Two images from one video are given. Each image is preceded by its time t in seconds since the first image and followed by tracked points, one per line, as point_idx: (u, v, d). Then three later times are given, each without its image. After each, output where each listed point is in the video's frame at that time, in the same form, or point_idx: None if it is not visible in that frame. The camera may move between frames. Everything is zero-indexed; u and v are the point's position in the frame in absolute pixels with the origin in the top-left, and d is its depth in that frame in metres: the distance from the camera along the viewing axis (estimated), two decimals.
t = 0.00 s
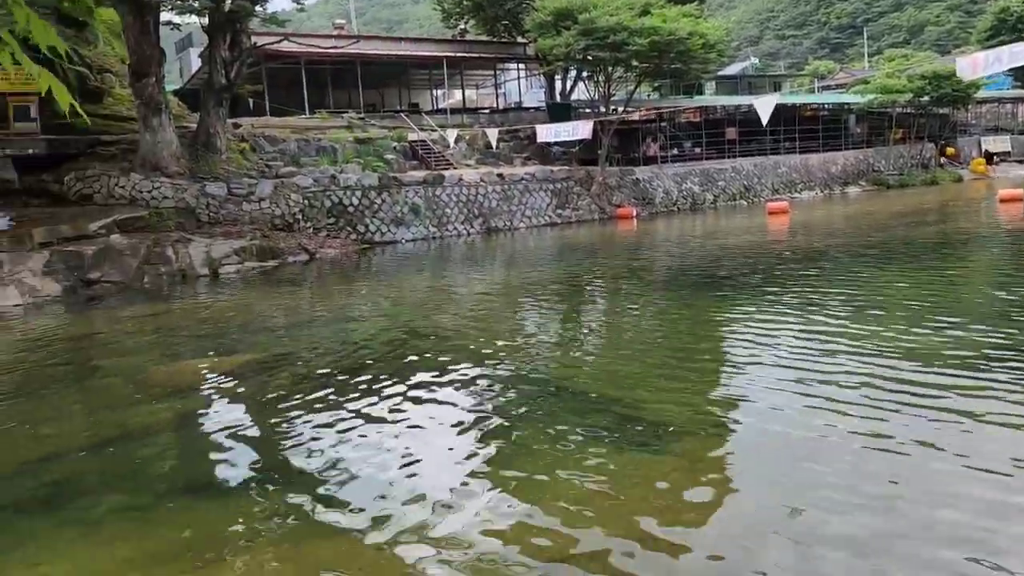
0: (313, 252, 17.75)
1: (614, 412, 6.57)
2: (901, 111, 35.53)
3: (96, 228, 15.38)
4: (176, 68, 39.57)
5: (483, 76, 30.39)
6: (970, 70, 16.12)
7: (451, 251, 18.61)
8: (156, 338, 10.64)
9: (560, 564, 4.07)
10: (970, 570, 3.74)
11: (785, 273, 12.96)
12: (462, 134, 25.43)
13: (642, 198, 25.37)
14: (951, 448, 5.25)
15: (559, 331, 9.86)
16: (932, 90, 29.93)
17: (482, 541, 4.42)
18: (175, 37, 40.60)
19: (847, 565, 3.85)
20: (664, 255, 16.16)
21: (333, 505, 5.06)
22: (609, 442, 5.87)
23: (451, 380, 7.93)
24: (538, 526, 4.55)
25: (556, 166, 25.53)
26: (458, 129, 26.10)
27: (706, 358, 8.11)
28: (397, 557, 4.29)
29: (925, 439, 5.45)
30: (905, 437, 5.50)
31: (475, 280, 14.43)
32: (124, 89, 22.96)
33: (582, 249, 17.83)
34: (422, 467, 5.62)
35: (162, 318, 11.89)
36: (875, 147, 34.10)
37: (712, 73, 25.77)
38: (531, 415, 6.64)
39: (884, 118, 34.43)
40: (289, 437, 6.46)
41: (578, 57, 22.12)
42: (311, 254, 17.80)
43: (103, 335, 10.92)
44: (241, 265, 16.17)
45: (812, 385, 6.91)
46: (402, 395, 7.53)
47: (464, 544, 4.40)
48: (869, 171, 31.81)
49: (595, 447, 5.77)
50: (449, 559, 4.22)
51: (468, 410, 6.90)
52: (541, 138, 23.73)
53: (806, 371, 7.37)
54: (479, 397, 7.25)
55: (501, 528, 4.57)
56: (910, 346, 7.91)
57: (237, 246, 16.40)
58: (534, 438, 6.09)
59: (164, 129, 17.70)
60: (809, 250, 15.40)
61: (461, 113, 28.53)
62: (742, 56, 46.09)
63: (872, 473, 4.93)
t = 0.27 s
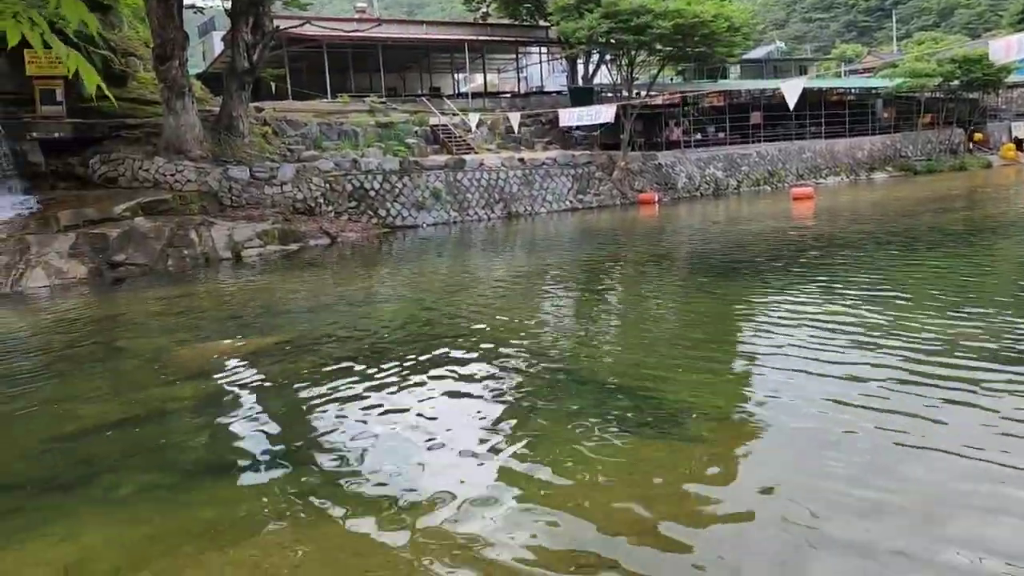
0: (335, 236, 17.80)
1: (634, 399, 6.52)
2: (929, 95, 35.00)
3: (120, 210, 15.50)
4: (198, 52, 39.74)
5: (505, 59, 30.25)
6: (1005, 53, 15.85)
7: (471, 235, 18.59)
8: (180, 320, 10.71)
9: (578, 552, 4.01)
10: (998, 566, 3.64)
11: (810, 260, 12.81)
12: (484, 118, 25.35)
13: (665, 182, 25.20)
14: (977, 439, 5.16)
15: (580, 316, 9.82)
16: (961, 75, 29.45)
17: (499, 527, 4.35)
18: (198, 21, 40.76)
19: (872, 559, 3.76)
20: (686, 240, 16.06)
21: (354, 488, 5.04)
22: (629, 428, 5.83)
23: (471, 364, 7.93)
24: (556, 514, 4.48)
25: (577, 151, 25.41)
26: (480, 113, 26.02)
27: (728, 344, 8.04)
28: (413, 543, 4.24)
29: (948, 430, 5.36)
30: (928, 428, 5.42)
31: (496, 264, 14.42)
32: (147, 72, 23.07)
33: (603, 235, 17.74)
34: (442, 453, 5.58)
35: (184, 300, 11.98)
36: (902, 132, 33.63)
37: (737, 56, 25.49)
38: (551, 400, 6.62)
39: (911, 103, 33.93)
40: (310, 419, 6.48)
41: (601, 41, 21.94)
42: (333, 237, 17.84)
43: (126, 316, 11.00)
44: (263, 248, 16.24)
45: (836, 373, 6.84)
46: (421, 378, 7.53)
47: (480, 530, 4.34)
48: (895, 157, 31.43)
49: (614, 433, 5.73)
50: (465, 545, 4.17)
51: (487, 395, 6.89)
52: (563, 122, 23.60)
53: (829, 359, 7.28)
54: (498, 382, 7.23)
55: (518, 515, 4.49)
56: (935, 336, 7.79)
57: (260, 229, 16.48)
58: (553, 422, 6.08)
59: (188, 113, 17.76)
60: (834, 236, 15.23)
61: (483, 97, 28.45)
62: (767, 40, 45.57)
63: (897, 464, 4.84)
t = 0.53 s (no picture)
0: (347, 222, 17.82)
1: (646, 386, 6.53)
2: (946, 82, 34.64)
3: (134, 195, 15.57)
4: (211, 35, 39.73)
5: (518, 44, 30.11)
6: None
7: (483, 221, 18.59)
8: (193, 304, 10.77)
9: (584, 547, 3.98)
10: (1010, 571, 3.58)
11: (824, 248, 12.75)
12: (496, 104, 25.27)
13: (678, 169, 25.09)
14: (988, 431, 5.16)
15: (592, 302, 9.82)
16: (980, 61, 29.10)
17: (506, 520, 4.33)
18: (212, 5, 40.74)
19: (880, 562, 3.72)
20: (699, 227, 16.00)
21: (367, 473, 5.09)
22: (641, 415, 5.85)
23: (482, 349, 7.95)
24: (565, 507, 4.44)
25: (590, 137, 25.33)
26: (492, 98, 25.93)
27: (740, 332, 8.03)
28: (421, 534, 4.24)
29: (960, 421, 5.36)
30: (939, 419, 5.42)
31: (509, 250, 14.41)
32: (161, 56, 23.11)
33: (615, 221, 17.69)
34: (451, 441, 5.56)
35: (198, 285, 12.05)
36: (919, 119, 33.31)
37: (752, 42, 25.27)
38: (563, 387, 6.64)
39: (928, 89, 33.60)
40: (323, 403, 6.53)
41: (614, 26, 21.79)
42: (345, 223, 17.89)
43: (140, 300, 11.07)
44: (276, 234, 16.28)
45: (850, 363, 6.80)
46: (433, 364, 7.57)
47: (487, 524, 4.31)
48: (912, 144, 31.16)
49: (625, 421, 5.74)
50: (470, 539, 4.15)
51: (499, 381, 6.92)
52: (576, 108, 23.51)
53: (841, 348, 7.27)
54: (510, 369, 7.25)
55: (526, 508, 4.46)
56: (948, 326, 7.76)
57: (272, 215, 16.51)
58: (564, 409, 6.10)
59: (200, 97, 17.79)
60: (848, 224, 15.14)
61: (495, 83, 28.36)
62: (783, 25, 45.14)
63: (910, 461, 4.78)
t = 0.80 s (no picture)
0: (359, 210, 17.89)
1: (655, 377, 6.57)
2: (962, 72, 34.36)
3: (146, 182, 15.68)
4: (224, 24, 39.79)
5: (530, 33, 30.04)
6: None
7: (495, 210, 18.64)
8: (205, 291, 10.86)
9: (589, 540, 3.97)
10: (1015, 560, 3.60)
11: (835, 239, 12.73)
12: (508, 93, 25.25)
13: (690, 159, 25.03)
14: (995, 422, 5.17)
15: (602, 292, 9.85)
16: (997, 51, 28.85)
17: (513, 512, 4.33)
18: None
19: (885, 555, 3.71)
20: (710, 217, 15.99)
21: (377, 460, 5.16)
22: (649, 405, 5.89)
23: (492, 339, 8.00)
24: (571, 499, 4.44)
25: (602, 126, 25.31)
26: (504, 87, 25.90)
27: (750, 323, 8.04)
28: (431, 519, 4.30)
29: (968, 412, 5.37)
30: (946, 409, 5.44)
31: (520, 239, 14.46)
32: (174, 44, 23.19)
33: (626, 211, 17.70)
34: (459, 432, 5.58)
35: (211, 272, 12.15)
36: (933, 110, 33.09)
37: (766, 31, 25.14)
38: (572, 377, 6.69)
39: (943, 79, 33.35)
40: (335, 391, 6.60)
41: (627, 15, 21.72)
42: (357, 211, 17.96)
43: (154, 287, 11.17)
44: (288, 222, 16.35)
45: (861, 355, 6.81)
46: (444, 352, 7.63)
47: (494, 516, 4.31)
48: (926, 135, 30.97)
49: (634, 411, 5.79)
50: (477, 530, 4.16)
51: (509, 370, 6.98)
52: (589, 97, 23.47)
53: (850, 339, 7.28)
54: (519, 358, 7.31)
55: (532, 500, 4.46)
56: (958, 318, 7.75)
57: (284, 203, 16.59)
58: (573, 398, 6.15)
59: (212, 84, 17.88)
60: (860, 214, 15.10)
61: (508, 71, 28.32)
62: (797, 14, 44.87)
63: (920, 454, 4.75)
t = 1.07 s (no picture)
0: (379, 200, 18.01)
1: (671, 368, 6.62)
2: (989, 61, 33.91)
3: (169, 171, 15.88)
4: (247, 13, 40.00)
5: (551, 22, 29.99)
6: None
7: (514, 200, 18.69)
8: (227, 280, 11.01)
9: (600, 537, 4.02)
10: None
11: (856, 230, 12.67)
12: (529, 82, 25.26)
13: (711, 149, 24.90)
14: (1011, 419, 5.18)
15: (620, 283, 9.90)
16: None
17: (526, 506, 4.38)
18: None
19: (895, 553, 3.75)
20: (730, 208, 15.95)
21: (396, 449, 5.26)
22: (665, 397, 5.94)
23: (510, 329, 8.07)
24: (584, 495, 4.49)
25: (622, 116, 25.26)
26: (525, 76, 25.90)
27: (767, 315, 8.07)
28: (448, 510, 4.39)
29: (983, 409, 5.38)
30: (962, 406, 5.45)
31: (539, 229, 14.51)
32: (197, 34, 23.38)
33: (646, 201, 17.69)
34: (475, 423, 5.65)
35: (233, 261, 12.31)
36: (959, 100, 32.70)
37: (789, 20, 24.95)
38: (589, 367, 6.75)
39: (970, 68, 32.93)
40: (356, 380, 6.71)
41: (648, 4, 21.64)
42: (377, 201, 18.08)
43: (177, 275, 11.35)
44: (309, 211, 16.50)
45: (875, 347, 6.84)
46: (463, 343, 7.71)
47: (507, 510, 4.37)
48: (951, 125, 30.63)
49: (649, 403, 5.84)
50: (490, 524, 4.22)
51: (526, 360, 7.05)
52: (609, 86, 23.42)
53: (867, 332, 7.29)
54: (537, 348, 7.38)
55: (547, 493, 4.52)
56: (977, 311, 7.73)
57: (305, 192, 16.74)
58: (590, 389, 6.22)
59: (235, 74, 18.05)
60: (882, 205, 15.01)
61: (528, 61, 28.30)
62: (821, 3, 44.45)
63: (934, 451, 4.77)
